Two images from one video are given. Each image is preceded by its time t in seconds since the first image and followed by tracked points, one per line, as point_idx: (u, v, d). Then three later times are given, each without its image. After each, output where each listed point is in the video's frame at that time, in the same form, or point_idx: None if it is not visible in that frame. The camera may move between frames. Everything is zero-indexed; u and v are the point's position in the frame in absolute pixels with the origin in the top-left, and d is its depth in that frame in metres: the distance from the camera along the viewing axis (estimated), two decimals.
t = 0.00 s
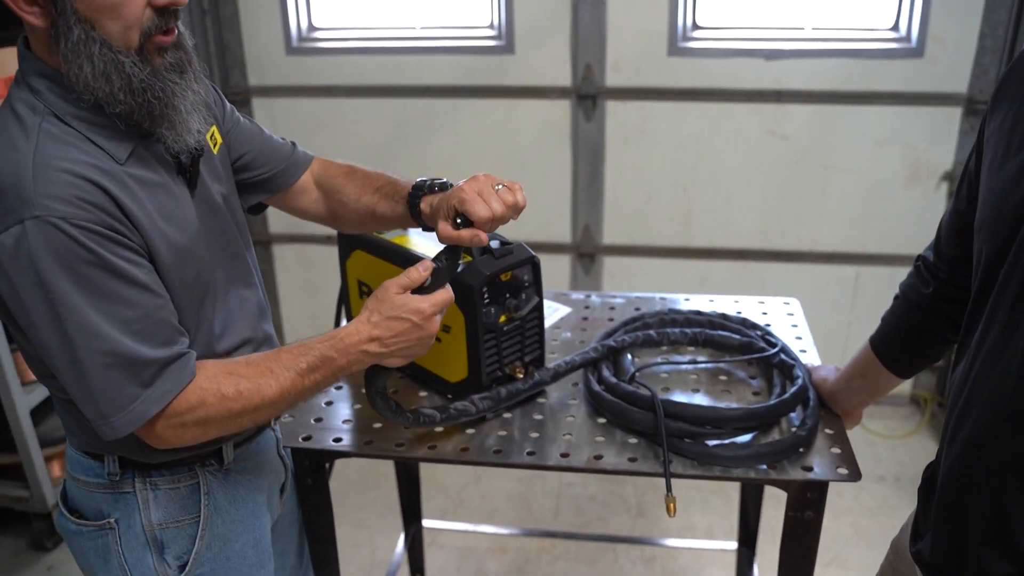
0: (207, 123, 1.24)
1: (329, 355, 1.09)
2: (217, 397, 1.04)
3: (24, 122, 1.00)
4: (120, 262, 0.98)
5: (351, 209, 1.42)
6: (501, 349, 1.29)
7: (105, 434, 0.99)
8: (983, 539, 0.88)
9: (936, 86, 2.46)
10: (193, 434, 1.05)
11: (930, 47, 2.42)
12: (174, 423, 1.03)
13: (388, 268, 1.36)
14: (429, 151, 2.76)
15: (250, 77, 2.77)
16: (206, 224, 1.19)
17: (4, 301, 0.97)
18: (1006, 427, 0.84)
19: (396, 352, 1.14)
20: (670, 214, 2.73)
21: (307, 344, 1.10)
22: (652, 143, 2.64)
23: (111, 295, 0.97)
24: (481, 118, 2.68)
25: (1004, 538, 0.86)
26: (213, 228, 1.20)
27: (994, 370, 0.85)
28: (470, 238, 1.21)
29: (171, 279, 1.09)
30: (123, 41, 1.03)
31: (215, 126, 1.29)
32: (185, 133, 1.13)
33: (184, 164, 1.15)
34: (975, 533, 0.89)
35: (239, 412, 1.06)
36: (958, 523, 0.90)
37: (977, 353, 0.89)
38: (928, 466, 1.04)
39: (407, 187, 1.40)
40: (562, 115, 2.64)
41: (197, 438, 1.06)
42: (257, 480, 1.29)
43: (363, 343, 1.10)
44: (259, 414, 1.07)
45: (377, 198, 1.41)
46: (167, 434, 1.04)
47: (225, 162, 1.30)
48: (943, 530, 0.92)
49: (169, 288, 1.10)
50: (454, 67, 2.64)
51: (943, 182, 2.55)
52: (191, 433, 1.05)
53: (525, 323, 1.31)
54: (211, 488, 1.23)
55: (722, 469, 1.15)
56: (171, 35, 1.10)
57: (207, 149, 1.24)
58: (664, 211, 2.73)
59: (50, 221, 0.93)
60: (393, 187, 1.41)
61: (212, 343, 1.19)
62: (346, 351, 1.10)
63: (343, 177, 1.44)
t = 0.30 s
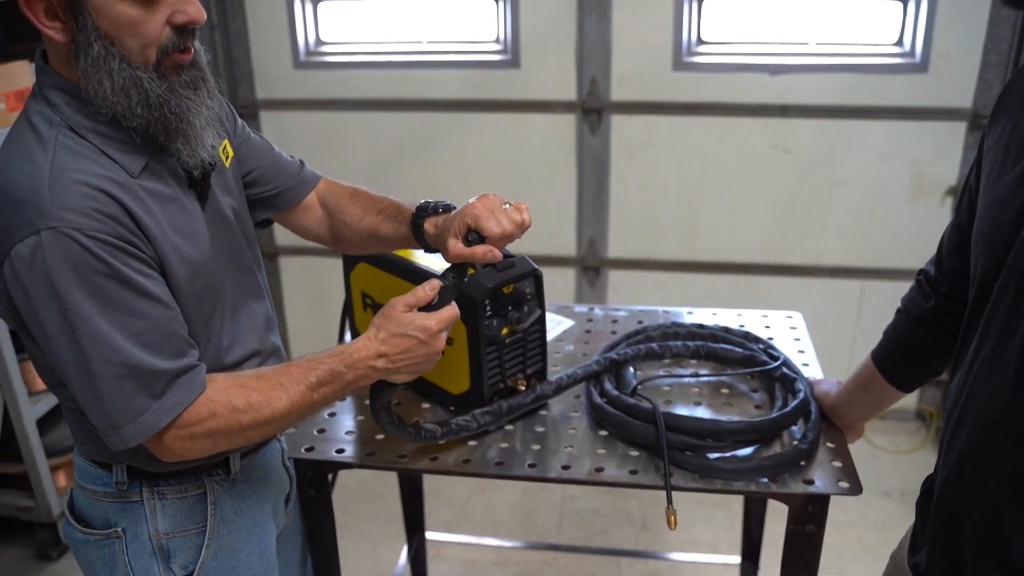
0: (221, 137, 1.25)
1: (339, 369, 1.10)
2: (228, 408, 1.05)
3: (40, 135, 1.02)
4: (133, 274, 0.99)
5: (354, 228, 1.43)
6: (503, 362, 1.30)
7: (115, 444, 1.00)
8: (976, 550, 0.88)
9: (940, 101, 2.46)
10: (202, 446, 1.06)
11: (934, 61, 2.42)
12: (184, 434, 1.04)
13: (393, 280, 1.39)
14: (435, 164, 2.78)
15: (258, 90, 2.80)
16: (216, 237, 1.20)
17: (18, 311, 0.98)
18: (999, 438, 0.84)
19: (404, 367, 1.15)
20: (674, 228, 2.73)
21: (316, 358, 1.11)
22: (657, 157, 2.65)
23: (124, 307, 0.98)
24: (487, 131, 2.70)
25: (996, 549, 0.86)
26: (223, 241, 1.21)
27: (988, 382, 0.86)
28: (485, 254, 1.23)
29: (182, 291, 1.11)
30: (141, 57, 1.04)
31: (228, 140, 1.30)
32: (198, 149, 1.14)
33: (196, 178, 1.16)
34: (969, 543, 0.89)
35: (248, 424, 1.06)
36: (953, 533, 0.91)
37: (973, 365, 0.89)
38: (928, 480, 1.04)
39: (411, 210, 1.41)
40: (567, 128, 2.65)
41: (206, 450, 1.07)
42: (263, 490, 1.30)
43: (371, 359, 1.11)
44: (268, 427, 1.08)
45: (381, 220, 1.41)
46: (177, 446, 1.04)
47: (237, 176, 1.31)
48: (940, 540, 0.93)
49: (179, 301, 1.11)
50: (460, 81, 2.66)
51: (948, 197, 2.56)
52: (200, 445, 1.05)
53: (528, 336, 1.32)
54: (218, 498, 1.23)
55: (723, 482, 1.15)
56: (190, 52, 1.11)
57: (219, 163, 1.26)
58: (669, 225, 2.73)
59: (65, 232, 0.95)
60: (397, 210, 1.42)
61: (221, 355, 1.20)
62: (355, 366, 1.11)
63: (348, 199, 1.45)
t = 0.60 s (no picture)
0: (229, 151, 1.26)
1: (345, 379, 1.11)
2: (234, 415, 1.06)
3: (50, 147, 1.03)
4: (141, 284, 1.01)
5: (357, 245, 1.43)
6: (507, 373, 1.31)
7: (122, 451, 1.01)
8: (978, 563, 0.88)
9: (944, 116, 2.47)
10: (207, 453, 1.07)
11: (937, 76, 2.44)
12: (189, 441, 1.04)
13: (399, 291, 1.40)
14: (441, 178, 2.80)
15: (265, 104, 2.83)
16: (223, 249, 1.21)
17: (27, 320, 1.00)
18: (999, 452, 0.85)
19: (410, 379, 1.16)
20: (679, 242, 2.74)
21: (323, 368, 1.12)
22: (662, 171, 2.66)
23: (132, 316, 1.00)
24: (492, 145, 2.72)
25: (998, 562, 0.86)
26: (229, 253, 1.22)
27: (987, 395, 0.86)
28: (498, 265, 1.23)
29: (189, 301, 1.12)
30: (151, 71, 1.06)
31: (236, 153, 1.32)
32: (206, 162, 1.15)
33: (203, 191, 1.18)
34: (971, 556, 0.89)
35: (254, 432, 1.07)
36: (956, 546, 0.91)
37: (972, 378, 0.89)
38: (931, 492, 1.05)
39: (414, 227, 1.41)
40: (572, 143, 2.67)
41: (212, 458, 1.07)
42: (266, 500, 1.30)
43: (378, 370, 1.12)
44: (274, 435, 1.08)
45: (384, 236, 1.42)
46: (183, 453, 1.05)
47: (244, 189, 1.32)
48: (942, 554, 0.93)
49: (186, 310, 1.12)
50: (466, 95, 2.68)
51: (952, 211, 2.56)
52: (206, 452, 1.06)
53: (532, 348, 1.32)
54: (220, 507, 1.24)
55: (725, 494, 1.15)
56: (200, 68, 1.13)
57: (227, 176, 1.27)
58: (673, 239, 2.74)
59: (74, 243, 0.96)
60: (401, 228, 1.42)
61: (225, 365, 1.21)
62: (361, 376, 1.12)
63: (352, 217, 1.46)
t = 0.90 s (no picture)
0: (235, 165, 1.28)
1: (351, 393, 1.11)
2: (239, 429, 1.06)
3: (60, 161, 1.05)
4: (148, 296, 1.02)
5: (364, 258, 1.44)
6: (512, 387, 1.31)
7: (128, 463, 1.02)
8: None
9: (950, 131, 2.48)
10: (213, 467, 1.07)
11: (943, 91, 2.44)
12: (195, 454, 1.05)
13: (404, 305, 1.40)
14: (447, 192, 2.81)
15: (274, 118, 2.85)
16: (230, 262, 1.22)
17: (36, 332, 1.01)
18: (1003, 467, 0.85)
19: (416, 390, 1.16)
20: (685, 256, 2.75)
21: (328, 382, 1.13)
22: (668, 185, 2.67)
23: (139, 328, 1.00)
24: (499, 159, 2.73)
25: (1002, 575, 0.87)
26: (235, 268, 1.23)
27: (990, 410, 0.86)
28: (509, 272, 1.25)
29: (196, 314, 1.13)
30: (160, 85, 1.07)
31: (243, 168, 1.33)
32: (212, 177, 1.17)
33: (210, 205, 1.19)
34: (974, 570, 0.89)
35: (259, 446, 1.07)
36: (958, 560, 0.91)
37: (973, 392, 0.90)
38: (935, 505, 1.04)
39: (420, 238, 1.42)
40: (579, 157, 2.68)
41: (218, 470, 1.08)
42: (271, 512, 1.31)
43: (383, 384, 1.13)
44: (279, 448, 1.09)
45: (390, 248, 1.42)
46: (189, 465, 1.06)
47: (250, 203, 1.34)
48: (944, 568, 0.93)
49: (193, 323, 1.13)
50: (473, 109, 2.69)
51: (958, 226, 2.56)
52: (212, 465, 1.07)
53: (537, 361, 1.33)
54: (226, 518, 1.24)
55: (730, 509, 1.15)
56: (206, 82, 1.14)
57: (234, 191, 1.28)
58: (679, 253, 2.74)
59: (83, 256, 0.97)
60: (407, 240, 1.43)
61: (232, 378, 1.22)
62: (366, 391, 1.12)
63: (358, 231, 1.47)
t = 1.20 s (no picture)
0: (240, 175, 1.28)
1: (369, 385, 1.12)
2: (259, 427, 1.06)
3: (71, 173, 1.05)
4: (162, 302, 1.02)
5: (369, 254, 1.48)
6: (519, 399, 1.31)
7: (152, 468, 1.02)
8: None
9: (957, 144, 2.48)
10: (236, 470, 1.07)
11: (949, 104, 2.44)
12: (217, 457, 1.05)
13: (408, 316, 1.40)
14: (454, 204, 2.82)
15: (281, 130, 2.87)
16: (237, 269, 1.23)
17: (50, 346, 1.01)
18: (1013, 482, 0.84)
19: (435, 381, 1.15)
20: (692, 268, 2.74)
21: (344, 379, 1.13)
22: (675, 197, 2.67)
23: (153, 335, 1.01)
24: (505, 172, 2.74)
25: None
26: (243, 276, 1.24)
27: (999, 425, 0.86)
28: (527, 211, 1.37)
29: (208, 322, 1.13)
30: (168, 91, 1.08)
31: (246, 180, 1.34)
32: (220, 183, 1.18)
33: (218, 214, 1.20)
34: None
35: (282, 443, 1.07)
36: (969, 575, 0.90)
37: (983, 407, 0.89)
38: (945, 519, 1.04)
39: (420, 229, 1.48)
40: (585, 169, 2.69)
41: (243, 473, 1.08)
42: (276, 524, 1.31)
43: (400, 375, 1.13)
44: (302, 445, 1.08)
45: (393, 241, 1.47)
46: (212, 469, 1.05)
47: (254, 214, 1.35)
48: None
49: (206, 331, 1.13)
50: (479, 122, 2.71)
51: (965, 239, 2.56)
52: (236, 468, 1.06)
53: (544, 373, 1.33)
54: (231, 530, 1.24)
55: (738, 523, 1.15)
56: (213, 86, 1.15)
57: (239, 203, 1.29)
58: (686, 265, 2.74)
59: (96, 267, 0.98)
60: (406, 231, 1.48)
61: (240, 388, 1.22)
62: (384, 382, 1.13)
63: (355, 229, 1.51)
